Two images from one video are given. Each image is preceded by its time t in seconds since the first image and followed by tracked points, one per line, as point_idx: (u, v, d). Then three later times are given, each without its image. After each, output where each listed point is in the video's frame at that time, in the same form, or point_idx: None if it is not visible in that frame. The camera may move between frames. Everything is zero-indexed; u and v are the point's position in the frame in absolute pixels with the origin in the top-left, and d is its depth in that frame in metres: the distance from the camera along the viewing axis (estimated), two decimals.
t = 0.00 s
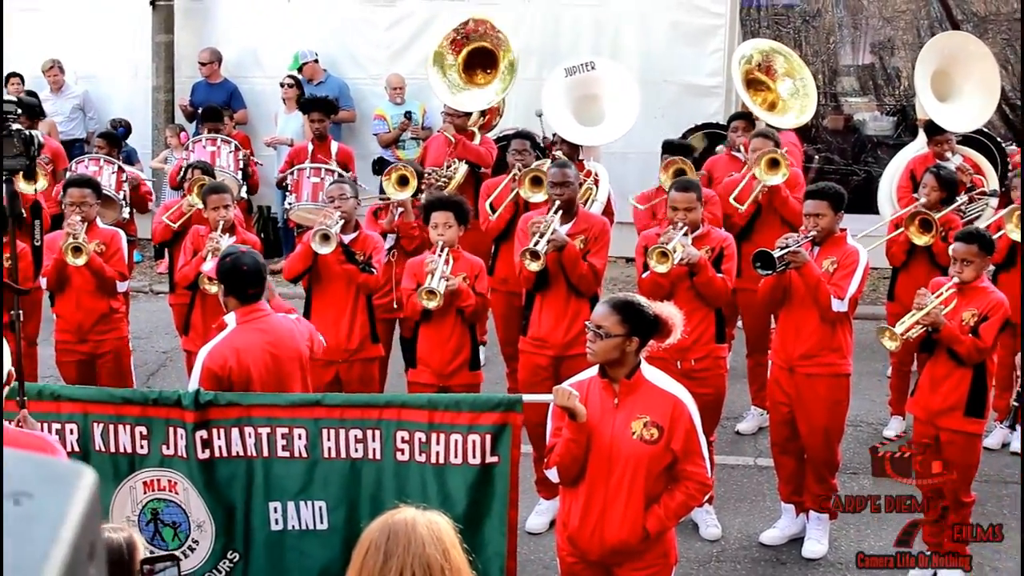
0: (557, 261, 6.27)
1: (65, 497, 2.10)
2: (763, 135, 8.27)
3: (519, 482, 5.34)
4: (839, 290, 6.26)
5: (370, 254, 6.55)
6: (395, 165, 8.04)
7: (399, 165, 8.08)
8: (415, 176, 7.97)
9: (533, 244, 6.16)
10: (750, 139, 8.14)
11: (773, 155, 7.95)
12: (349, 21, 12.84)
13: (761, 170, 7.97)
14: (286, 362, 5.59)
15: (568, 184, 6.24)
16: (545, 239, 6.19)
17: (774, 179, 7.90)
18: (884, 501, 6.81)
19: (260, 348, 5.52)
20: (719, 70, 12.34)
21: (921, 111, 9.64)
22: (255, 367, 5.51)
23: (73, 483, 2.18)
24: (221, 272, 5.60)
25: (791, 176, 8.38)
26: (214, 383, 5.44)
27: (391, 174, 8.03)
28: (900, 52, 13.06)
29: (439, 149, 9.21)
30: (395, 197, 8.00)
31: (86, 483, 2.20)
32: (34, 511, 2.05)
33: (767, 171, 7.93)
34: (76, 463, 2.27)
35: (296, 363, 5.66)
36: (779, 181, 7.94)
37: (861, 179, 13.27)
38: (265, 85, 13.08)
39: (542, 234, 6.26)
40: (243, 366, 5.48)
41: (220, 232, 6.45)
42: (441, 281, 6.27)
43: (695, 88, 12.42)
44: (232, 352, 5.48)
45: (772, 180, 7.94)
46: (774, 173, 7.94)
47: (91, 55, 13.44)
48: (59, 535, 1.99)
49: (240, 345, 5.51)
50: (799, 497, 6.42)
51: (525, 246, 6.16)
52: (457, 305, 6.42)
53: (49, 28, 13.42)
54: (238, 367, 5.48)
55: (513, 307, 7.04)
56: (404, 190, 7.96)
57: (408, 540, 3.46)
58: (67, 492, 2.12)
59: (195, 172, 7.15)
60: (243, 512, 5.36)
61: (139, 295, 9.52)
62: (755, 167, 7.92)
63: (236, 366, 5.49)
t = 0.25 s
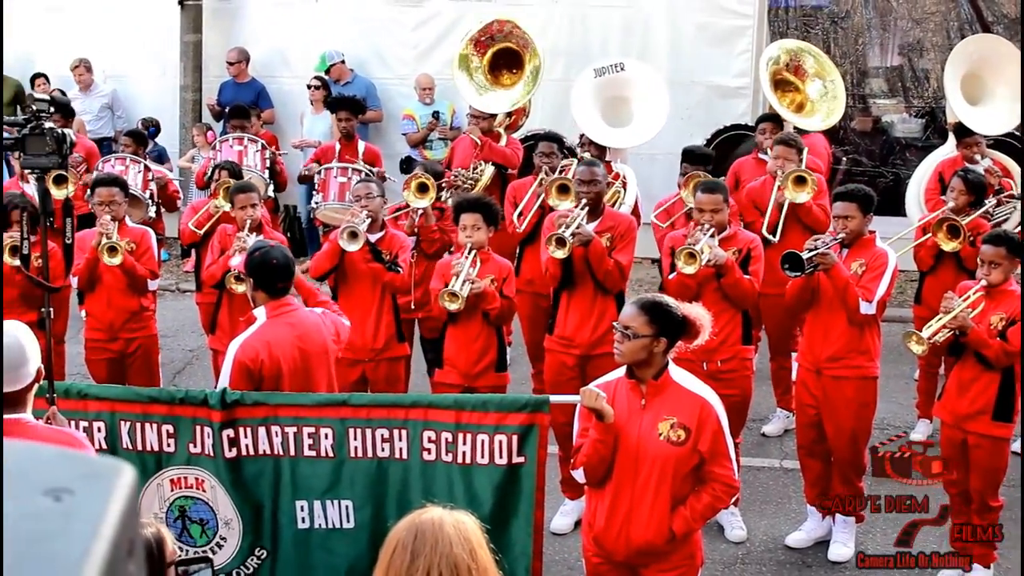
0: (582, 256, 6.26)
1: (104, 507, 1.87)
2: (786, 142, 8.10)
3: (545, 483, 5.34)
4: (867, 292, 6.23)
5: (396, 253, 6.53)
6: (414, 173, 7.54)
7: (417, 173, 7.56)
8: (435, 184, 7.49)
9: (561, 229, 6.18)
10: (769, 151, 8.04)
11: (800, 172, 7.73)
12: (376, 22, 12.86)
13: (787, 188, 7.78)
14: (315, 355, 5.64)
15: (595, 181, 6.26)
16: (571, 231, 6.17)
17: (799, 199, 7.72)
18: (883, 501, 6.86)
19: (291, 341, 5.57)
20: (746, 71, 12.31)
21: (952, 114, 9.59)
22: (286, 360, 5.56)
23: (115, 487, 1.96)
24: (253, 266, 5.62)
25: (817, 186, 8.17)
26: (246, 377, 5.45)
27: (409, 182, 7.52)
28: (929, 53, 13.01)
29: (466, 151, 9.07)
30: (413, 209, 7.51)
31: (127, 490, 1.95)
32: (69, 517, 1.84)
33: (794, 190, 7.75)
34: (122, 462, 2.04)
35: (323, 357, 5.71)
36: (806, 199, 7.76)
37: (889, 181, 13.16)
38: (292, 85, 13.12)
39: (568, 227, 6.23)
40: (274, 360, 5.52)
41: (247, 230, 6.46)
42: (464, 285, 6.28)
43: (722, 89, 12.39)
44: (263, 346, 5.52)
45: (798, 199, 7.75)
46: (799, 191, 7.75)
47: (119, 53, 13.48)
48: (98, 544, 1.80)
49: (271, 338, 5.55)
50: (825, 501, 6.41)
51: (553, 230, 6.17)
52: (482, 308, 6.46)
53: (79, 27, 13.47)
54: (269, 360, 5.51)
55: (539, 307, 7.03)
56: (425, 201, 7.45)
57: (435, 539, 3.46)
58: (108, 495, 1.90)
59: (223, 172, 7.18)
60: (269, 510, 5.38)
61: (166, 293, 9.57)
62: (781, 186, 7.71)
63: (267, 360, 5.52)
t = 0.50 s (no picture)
0: (600, 260, 6.26)
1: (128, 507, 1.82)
2: (805, 141, 8.09)
3: (560, 482, 5.34)
4: (885, 292, 6.20)
5: (411, 253, 6.53)
6: (427, 170, 7.34)
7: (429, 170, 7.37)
8: (448, 184, 7.30)
9: (576, 243, 6.13)
10: (791, 148, 8.04)
11: (813, 173, 7.71)
12: (391, 20, 12.86)
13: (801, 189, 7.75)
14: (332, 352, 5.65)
15: (612, 185, 6.25)
16: (588, 240, 6.16)
17: (813, 200, 7.70)
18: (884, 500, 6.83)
19: (309, 338, 5.58)
20: (763, 70, 12.27)
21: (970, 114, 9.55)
22: (303, 357, 5.57)
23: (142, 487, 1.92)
24: (272, 263, 5.63)
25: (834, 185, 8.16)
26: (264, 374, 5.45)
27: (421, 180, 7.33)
28: (946, 53, 12.94)
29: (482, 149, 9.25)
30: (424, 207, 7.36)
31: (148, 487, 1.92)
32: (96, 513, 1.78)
33: (808, 191, 7.72)
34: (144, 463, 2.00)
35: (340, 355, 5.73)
36: (819, 200, 7.74)
37: (905, 181, 13.18)
38: (307, 83, 13.12)
39: (585, 235, 6.22)
40: (291, 357, 5.53)
41: (263, 229, 6.47)
42: (481, 284, 6.35)
43: (738, 89, 12.35)
44: (281, 342, 5.52)
45: (811, 199, 7.72)
46: (813, 192, 7.72)
47: (136, 52, 13.51)
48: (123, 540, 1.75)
49: (288, 335, 5.56)
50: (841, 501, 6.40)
51: (569, 244, 6.12)
52: (500, 306, 6.58)
53: (95, 25, 13.50)
54: (286, 357, 5.52)
55: (554, 307, 7.03)
56: (435, 200, 7.29)
57: (451, 539, 3.46)
58: (132, 494, 1.86)
59: (238, 172, 7.18)
60: (284, 507, 5.39)
61: (183, 292, 9.60)
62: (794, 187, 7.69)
63: (284, 357, 5.53)
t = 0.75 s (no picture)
0: (622, 264, 6.25)
1: (155, 501, 2.00)
2: (833, 141, 8.10)
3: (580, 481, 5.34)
4: (905, 292, 6.19)
5: (431, 252, 6.54)
6: (444, 169, 7.50)
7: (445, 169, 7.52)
8: (465, 182, 7.45)
9: (596, 249, 6.16)
10: (819, 147, 8.07)
11: (837, 176, 7.80)
12: (411, 19, 12.86)
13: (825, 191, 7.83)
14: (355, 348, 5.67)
15: (636, 187, 6.20)
16: (609, 243, 6.18)
17: (836, 203, 7.78)
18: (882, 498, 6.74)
19: (334, 332, 5.60)
20: (784, 69, 12.21)
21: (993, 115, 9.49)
22: (328, 351, 5.58)
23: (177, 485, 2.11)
24: (297, 257, 5.65)
25: (860, 186, 8.18)
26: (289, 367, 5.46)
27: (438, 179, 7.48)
28: (968, 52, 12.90)
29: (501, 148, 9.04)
30: (441, 206, 7.44)
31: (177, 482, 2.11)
32: (124, 507, 1.96)
33: (831, 193, 7.80)
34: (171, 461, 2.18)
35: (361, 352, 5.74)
36: (842, 203, 7.81)
37: (926, 180, 13.12)
38: (326, 82, 13.12)
39: (606, 238, 6.23)
40: (315, 351, 5.54)
41: (284, 228, 6.50)
42: (504, 287, 6.48)
43: (758, 88, 12.31)
44: (305, 336, 5.54)
45: (834, 201, 7.81)
46: (836, 194, 7.81)
47: (156, 49, 13.53)
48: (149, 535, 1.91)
49: (312, 329, 5.58)
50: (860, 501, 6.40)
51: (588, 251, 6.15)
52: (522, 307, 6.69)
53: (116, 23, 13.54)
54: (311, 351, 5.53)
55: (574, 306, 7.04)
56: (453, 197, 7.41)
57: (471, 537, 3.46)
58: (159, 488, 2.04)
59: (257, 170, 7.17)
60: (303, 505, 5.41)
61: (202, 289, 9.63)
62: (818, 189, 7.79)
63: (307, 350, 5.54)
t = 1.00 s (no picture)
0: (641, 257, 6.24)
1: (187, 502, 1.92)
2: (858, 140, 8.08)
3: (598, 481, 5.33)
4: (924, 293, 6.17)
5: (449, 250, 6.54)
6: (461, 167, 7.40)
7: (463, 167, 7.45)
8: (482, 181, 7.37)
9: (619, 235, 6.17)
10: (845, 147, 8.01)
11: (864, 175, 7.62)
12: (429, 16, 12.86)
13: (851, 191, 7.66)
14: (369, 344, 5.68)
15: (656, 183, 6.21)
16: (630, 233, 6.16)
17: (864, 203, 7.61)
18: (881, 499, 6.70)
19: (349, 329, 5.62)
20: (803, 68, 12.15)
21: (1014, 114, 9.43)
22: (344, 348, 5.60)
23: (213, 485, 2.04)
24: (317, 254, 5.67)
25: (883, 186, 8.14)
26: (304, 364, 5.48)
27: (455, 178, 7.39)
28: (988, 50, 12.78)
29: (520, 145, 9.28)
30: (458, 204, 7.42)
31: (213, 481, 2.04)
32: (157, 505, 1.89)
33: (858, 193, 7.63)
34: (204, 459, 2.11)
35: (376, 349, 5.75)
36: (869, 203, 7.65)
37: (946, 180, 13.14)
38: (344, 80, 13.12)
39: (627, 230, 6.21)
40: (329, 347, 5.56)
41: (303, 225, 6.51)
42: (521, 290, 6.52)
43: (776, 86, 12.28)
44: (319, 333, 5.56)
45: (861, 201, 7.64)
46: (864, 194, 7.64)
47: (175, 47, 13.55)
48: (182, 535, 1.84)
49: (326, 326, 5.60)
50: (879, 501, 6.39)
51: (611, 236, 6.16)
52: (540, 308, 6.71)
53: (136, 21, 13.57)
54: (325, 347, 5.55)
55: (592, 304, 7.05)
56: (471, 198, 7.37)
57: (491, 536, 3.46)
58: (190, 486, 1.98)
59: (276, 168, 7.17)
60: (321, 504, 5.42)
61: (222, 286, 9.65)
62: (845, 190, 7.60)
63: (321, 347, 5.56)
